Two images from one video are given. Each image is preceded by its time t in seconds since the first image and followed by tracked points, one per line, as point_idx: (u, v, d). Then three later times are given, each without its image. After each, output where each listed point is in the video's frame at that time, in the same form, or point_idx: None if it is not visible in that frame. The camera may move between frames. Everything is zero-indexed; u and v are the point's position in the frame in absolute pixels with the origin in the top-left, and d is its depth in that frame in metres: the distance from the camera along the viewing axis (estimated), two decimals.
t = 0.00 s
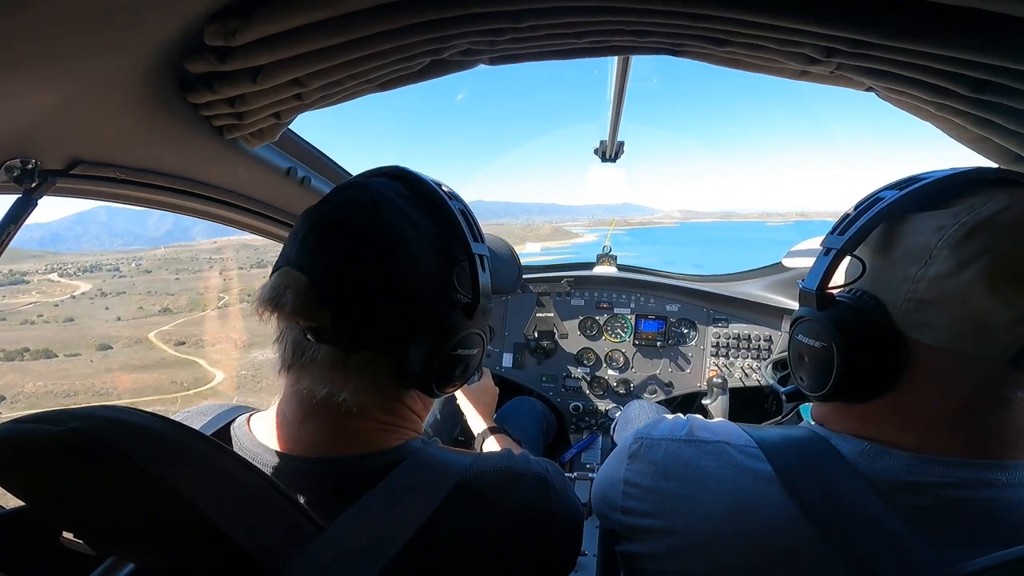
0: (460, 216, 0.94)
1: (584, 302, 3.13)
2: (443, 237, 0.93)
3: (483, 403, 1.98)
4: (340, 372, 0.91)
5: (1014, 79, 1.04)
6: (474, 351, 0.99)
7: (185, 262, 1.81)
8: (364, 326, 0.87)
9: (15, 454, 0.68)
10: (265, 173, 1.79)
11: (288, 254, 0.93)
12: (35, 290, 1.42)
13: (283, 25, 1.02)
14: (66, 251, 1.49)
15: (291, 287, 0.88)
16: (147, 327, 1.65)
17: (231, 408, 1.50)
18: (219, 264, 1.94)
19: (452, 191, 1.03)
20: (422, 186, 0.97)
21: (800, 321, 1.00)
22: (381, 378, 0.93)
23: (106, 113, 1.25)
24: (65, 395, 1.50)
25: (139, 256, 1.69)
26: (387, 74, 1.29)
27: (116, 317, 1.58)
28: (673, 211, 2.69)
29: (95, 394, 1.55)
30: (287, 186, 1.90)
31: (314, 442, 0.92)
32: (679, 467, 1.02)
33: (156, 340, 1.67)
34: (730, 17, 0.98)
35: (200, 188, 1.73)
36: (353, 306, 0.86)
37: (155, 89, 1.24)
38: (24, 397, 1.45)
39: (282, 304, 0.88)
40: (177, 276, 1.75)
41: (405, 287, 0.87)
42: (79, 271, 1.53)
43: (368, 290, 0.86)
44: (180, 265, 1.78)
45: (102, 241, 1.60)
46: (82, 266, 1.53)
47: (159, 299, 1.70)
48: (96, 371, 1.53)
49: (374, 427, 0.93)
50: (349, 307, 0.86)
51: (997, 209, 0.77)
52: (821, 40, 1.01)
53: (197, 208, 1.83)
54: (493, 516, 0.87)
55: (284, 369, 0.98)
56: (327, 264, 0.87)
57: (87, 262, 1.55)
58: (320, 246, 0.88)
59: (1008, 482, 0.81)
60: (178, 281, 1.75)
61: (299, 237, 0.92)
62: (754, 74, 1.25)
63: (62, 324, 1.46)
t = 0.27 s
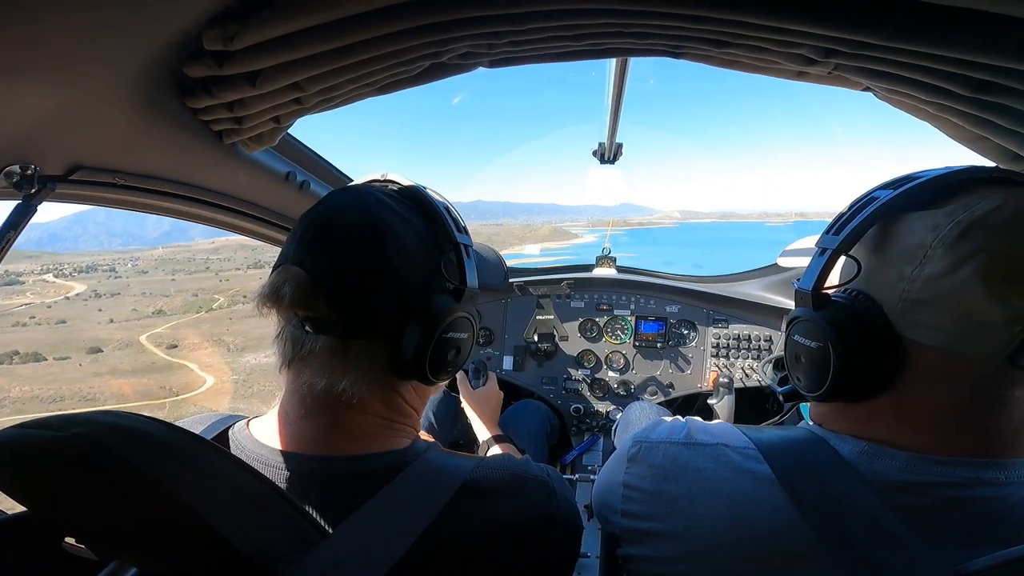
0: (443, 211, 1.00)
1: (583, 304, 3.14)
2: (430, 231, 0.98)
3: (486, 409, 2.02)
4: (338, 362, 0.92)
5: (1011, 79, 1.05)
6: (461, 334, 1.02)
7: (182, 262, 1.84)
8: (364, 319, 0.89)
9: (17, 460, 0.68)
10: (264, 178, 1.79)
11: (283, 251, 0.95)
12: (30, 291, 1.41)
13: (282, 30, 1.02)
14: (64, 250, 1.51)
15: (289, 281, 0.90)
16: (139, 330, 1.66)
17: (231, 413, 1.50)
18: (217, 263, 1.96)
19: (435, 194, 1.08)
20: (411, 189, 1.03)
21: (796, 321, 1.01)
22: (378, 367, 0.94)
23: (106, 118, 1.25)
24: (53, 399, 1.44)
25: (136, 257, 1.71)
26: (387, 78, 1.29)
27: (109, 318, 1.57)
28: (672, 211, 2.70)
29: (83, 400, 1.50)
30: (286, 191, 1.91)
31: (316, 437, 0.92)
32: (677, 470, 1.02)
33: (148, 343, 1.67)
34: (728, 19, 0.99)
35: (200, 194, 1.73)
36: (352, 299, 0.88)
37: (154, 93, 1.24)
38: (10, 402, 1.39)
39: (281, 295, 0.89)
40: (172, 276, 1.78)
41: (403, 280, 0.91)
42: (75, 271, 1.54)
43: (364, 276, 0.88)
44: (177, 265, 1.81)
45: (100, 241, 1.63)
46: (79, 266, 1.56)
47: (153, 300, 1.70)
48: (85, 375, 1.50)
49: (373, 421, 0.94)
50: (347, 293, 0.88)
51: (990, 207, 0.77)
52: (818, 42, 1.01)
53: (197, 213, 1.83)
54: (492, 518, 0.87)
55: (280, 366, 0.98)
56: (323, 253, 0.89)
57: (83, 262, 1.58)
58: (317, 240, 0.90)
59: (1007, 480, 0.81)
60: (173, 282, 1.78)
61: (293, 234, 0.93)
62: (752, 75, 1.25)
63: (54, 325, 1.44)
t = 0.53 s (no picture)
0: (430, 208, 1.01)
1: (581, 306, 3.14)
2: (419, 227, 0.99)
3: (485, 413, 2.03)
4: (332, 362, 0.92)
5: (1005, 81, 1.06)
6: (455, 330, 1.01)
7: (180, 262, 1.83)
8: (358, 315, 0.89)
9: (17, 464, 0.68)
10: (261, 180, 1.79)
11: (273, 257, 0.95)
12: (25, 292, 1.42)
13: (280, 33, 1.02)
14: (61, 250, 1.53)
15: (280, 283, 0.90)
16: (132, 332, 1.62)
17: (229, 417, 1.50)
18: (214, 263, 1.96)
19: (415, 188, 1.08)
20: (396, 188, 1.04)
21: (799, 319, 1.00)
22: (372, 365, 0.94)
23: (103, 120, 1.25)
24: (40, 404, 1.42)
25: (132, 258, 1.70)
26: (385, 81, 1.29)
27: (102, 321, 1.54)
28: (672, 211, 2.73)
29: (69, 405, 1.46)
30: (283, 193, 1.90)
31: (315, 441, 0.91)
32: (677, 470, 1.02)
33: (140, 347, 1.63)
34: (724, 22, 0.99)
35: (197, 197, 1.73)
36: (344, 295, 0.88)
37: (152, 96, 1.24)
38: None
39: (272, 299, 0.90)
40: (168, 277, 1.76)
41: (394, 274, 0.91)
42: (71, 272, 1.55)
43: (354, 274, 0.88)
44: (173, 265, 1.79)
45: (99, 241, 1.64)
46: (77, 266, 1.56)
47: (147, 302, 1.67)
48: (73, 379, 1.48)
49: (371, 421, 0.94)
50: (337, 292, 0.88)
51: (995, 209, 0.78)
52: (814, 44, 1.02)
53: (194, 216, 1.83)
54: (491, 520, 0.87)
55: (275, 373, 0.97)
56: (312, 254, 0.89)
57: (80, 264, 1.58)
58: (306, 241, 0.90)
59: (1005, 480, 0.82)
60: (169, 283, 1.75)
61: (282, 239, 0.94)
62: (748, 78, 1.26)
63: (46, 328, 1.44)
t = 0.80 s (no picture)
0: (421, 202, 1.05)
1: (576, 307, 3.14)
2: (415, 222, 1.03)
3: (484, 414, 2.02)
4: (351, 363, 0.92)
5: (997, 83, 1.06)
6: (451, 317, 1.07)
7: (176, 262, 1.82)
8: (387, 315, 0.92)
9: (11, 464, 0.67)
10: (256, 180, 1.79)
11: (278, 265, 0.90)
12: (19, 292, 1.40)
13: (275, 32, 1.02)
14: (59, 250, 1.53)
15: (302, 292, 0.87)
16: (123, 335, 1.60)
17: (223, 419, 1.49)
18: (211, 264, 1.93)
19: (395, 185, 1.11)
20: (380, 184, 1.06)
21: (801, 317, 1.00)
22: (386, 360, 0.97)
23: (97, 120, 1.24)
24: (23, 410, 1.38)
25: (127, 259, 1.71)
26: (380, 81, 1.29)
27: (94, 323, 1.53)
28: (671, 213, 2.70)
29: (56, 410, 1.42)
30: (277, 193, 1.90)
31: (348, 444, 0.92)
32: (674, 469, 1.02)
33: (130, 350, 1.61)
34: (719, 23, 1.00)
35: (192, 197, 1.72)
36: (377, 298, 0.90)
37: (147, 95, 1.23)
38: None
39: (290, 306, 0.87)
40: (164, 277, 1.76)
41: (414, 272, 0.96)
42: (66, 273, 1.53)
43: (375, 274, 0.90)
44: (169, 266, 1.79)
45: (98, 241, 1.65)
46: (72, 266, 1.55)
47: (141, 303, 1.66)
48: (60, 383, 1.44)
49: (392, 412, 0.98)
50: (361, 294, 0.89)
51: (997, 212, 0.79)
52: (808, 46, 1.03)
53: (188, 215, 1.82)
54: (490, 521, 0.87)
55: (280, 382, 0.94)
56: (329, 258, 0.88)
57: (74, 265, 1.56)
58: (322, 247, 0.88)
59: (1001, 480, 0.82)
60: (164, 283, 1.75)
61: (291, 247, 0.90)
62: (743, 79, 1.26)
63: (37, 330, 1.41)
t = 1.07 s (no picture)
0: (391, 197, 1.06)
1: (571, 307, 3.14)
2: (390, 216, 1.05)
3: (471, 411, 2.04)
4: (352, 357, 0.94)
5: (988, 84, 1.07)
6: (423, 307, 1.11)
7: (169, 263, 1.79)
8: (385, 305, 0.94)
9: (4, 465, 0.67)
10: (248, 180, 1.77)
11: (268, 267, 0.87)
12: (13, 293, 1.38)
13: (268, 31, 1.01)
14: (58, 250, 1.53)
15: (307, 288, 0.86)
16: (114, 338, 1.57)
17: (215, 420, 1.48)
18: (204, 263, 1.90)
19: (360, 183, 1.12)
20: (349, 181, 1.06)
21: (804, 318, 1.01)
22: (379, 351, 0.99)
23: (87, 119, 1.22)
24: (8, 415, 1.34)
25: (123, 259, 1.69)
26: (373, 80, 1.28)
27: (86, 325, 1.50)
28: (670, 214, 2.75)
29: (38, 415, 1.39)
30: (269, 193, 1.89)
31: (352, 436, 0.93)
32: (672, 467, 1.02)
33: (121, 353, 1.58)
34: (714, 24, 1.00)
35: (183, 197, 1.71)
36: (376, 288, 0.92)
37: (138, 94, 1.22)
38: None
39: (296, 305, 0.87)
40: (160, 279, 1.73)
41: (404, 261, 0.99)
42: (61, 273, 1.51)
43: (374, 266, 0.91)
44: (165, 267, 1.77)
45: (96, 240, 1.64)
46: (68, 267, 1.53)
47: (135, 305, 1.64)
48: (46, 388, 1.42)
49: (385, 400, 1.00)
50: (364, 287, 0.90)
51: (1005, 213, 0.79)
52: (801, 46, 1.03)
53: (179, 215, 1.80)
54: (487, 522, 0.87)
55: (274, 384, 0.91)
56: (329, 254, 0.88)
57: (70, 265, 1.54)
58: (322, 240, 0.88)
59: (995, 480, 0.83)
60: (160, 285, 1.72)
61: (288, 244, 0.87)
62: (736, 80, 1.27)
63: (29, 332, 1.39)
